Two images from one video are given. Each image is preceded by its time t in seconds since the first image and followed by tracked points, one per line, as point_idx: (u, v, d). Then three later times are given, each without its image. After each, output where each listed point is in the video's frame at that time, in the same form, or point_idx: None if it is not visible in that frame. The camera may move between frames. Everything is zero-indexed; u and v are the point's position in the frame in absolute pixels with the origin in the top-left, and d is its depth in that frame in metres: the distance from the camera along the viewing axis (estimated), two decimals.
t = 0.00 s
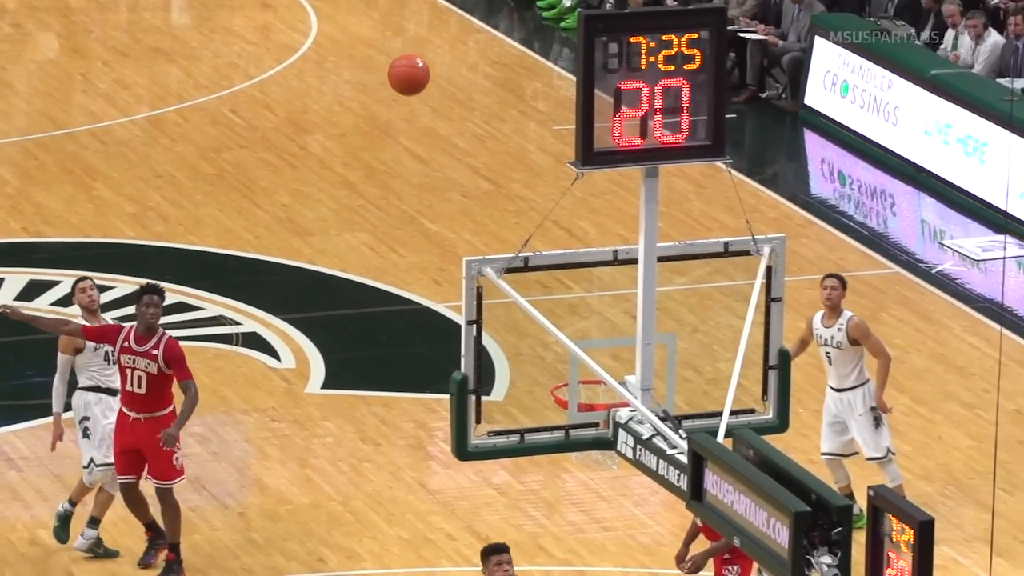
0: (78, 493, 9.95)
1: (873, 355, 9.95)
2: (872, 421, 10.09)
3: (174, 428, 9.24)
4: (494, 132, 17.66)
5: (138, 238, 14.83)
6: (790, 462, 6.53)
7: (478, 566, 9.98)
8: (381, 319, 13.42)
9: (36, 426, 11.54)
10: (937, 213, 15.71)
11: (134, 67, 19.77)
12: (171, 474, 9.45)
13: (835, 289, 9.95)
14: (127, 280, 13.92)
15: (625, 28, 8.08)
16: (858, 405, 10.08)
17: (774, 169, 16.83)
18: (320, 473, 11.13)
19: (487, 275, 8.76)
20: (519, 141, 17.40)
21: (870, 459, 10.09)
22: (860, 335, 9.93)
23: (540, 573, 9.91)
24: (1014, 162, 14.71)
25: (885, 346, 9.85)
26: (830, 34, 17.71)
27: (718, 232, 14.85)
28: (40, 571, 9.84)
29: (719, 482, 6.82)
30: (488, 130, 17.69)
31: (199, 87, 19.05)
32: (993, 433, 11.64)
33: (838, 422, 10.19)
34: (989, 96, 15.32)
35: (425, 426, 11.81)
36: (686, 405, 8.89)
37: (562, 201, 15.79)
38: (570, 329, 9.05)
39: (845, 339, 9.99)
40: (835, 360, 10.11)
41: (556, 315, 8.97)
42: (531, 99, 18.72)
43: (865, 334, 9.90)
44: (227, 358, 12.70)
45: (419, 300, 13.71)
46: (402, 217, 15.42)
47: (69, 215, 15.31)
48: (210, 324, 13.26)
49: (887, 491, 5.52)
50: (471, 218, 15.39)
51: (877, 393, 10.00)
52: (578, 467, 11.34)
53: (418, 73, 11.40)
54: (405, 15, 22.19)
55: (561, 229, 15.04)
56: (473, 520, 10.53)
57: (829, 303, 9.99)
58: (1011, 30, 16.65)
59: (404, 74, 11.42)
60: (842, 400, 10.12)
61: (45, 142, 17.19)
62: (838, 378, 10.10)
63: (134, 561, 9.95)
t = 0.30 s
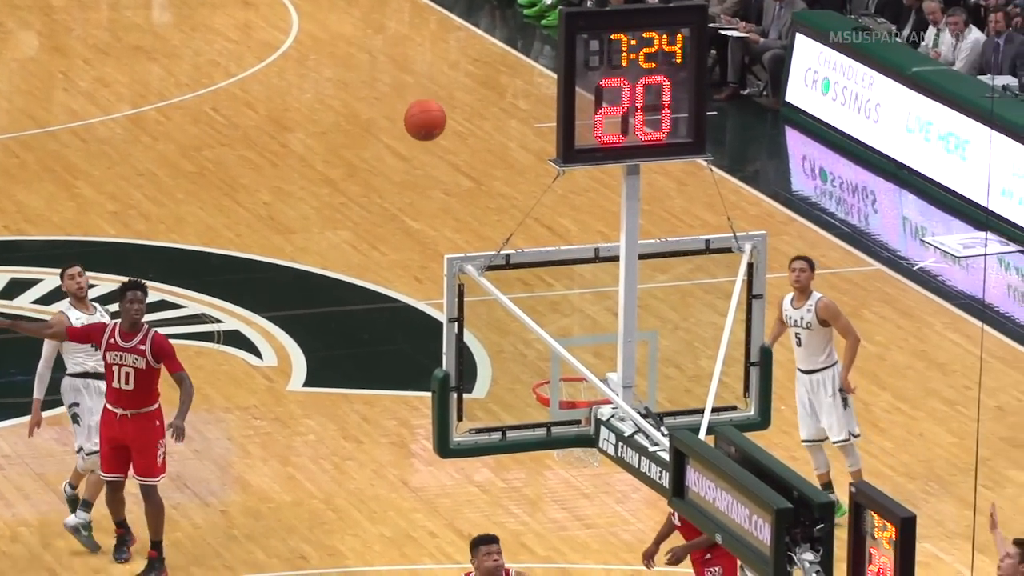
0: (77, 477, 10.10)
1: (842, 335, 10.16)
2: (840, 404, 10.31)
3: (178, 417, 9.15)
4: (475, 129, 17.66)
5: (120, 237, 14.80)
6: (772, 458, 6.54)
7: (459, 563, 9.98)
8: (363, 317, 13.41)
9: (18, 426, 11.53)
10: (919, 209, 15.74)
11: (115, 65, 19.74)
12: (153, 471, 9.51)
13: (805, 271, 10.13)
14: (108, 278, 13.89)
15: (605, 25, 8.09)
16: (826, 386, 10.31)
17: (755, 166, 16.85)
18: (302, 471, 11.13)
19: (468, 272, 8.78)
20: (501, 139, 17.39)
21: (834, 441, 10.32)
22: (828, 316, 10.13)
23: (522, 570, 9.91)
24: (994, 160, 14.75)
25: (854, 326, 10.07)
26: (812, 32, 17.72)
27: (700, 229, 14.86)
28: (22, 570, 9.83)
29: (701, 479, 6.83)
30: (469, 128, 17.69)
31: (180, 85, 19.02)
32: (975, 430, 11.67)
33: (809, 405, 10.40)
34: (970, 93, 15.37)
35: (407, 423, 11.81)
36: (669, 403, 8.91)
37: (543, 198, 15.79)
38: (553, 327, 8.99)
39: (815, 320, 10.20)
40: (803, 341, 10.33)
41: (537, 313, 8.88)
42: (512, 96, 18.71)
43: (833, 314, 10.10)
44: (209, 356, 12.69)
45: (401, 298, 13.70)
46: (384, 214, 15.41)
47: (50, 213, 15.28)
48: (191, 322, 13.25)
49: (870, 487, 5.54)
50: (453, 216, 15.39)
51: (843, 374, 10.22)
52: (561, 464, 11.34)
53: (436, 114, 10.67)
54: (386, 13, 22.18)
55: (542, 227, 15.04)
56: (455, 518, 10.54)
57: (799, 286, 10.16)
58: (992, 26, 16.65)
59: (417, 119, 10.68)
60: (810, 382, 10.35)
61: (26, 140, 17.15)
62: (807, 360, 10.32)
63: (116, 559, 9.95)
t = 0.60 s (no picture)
0: (68, 471, 10.27)
1: (812, 317, 10.37)
2: (812, 383, 10.60)
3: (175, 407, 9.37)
4: (460, 122, 17.65)
5: (105, 229, 14.78)
6: (758, 450, 6.55)
7: (445, 555, 9.98)
8: (349, 308, 13.40)
9: (4, 419, 11.52)
10: (904, 201, 15.76)
11: (100, 57, 19.70)
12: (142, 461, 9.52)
13: (776, 252, 10.32)
14: (93, 271, 13.87)
15: (592, 18, 8.09)
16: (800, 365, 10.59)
17: (741, 158, 16.85)
18: (288, 463, 11.12)
19: (454, 264, 8.73)
20: (486, 131, 17.38)
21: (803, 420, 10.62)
22: (801, 295, 10.37)
23: (509, 562, 9.92)
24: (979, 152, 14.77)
25: (822, 309, 10.27)
26: (798, 24, 17.73)
27: (686, 221, 14.87)
28: (7, 563, 9.83)
29: (688, 471, 6.83)
30: (455, 120, 17.68)
31: (166, 77, 18.99)
32: (960, 421, 11.70)
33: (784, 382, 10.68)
34: (956, 85, 15.36)
35: (393, 415, 11.80)
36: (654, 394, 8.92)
37: (529, 189, 15.79)
38: (539, 319, 9.00)
39: (788, 299, 10.43)
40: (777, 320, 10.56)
41: (523, 305, 8.93)
42: (497, 88, 18.71)
43: (805, 294, 10.35)
44: (194, 348, 12.68)
45: (387, 290, 13.69)
46: (369, 206, 15.40)
47: (36, 206, 15.25)
48: (177, 313, 13.24)
49: (855, 479, 5.55)
50: (439, 208, 15.39)
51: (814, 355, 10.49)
52: (546, 457, 11.34)
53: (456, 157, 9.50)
54: (371, 6, 22.16)
55: (528, 218, 15.04)
56: (442, 510, 10.54)
57: (771, 265, 10.36)
58: (977, 18, 16.61)
59: (437, 168, 9.50)
60: (783, 361, 10.62)
61: (11, 132, 17.12)
62: (782, 339, 10.57)
63: (101, 551, 9.96)
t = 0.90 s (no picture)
0: (59, 459, 10.28)
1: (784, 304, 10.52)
2: (786, 370, 10.72)
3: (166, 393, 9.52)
4: (449, 110, 17.65)
5: (93, 217, 14.77)
6: (747, 439, 6.56)
7: (433, 544, 9.99)
8: (338, 297, 13.39)
9: None
10: (893, 190, 15.78)
11: (89, 46, 19.67)
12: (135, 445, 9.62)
13: (751, 239, 10.33)
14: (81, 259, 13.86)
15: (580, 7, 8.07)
16: (775, 352, 10.69)
17: (729, 147, 16.87)
18: (277, 452, 11.12)
19: (442, 253, 8.77)
20: (475, 120, 17.37)
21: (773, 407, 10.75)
22: (775, 282, 10.47)
23: (497, 551, 9.93)
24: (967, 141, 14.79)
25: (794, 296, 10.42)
26: (786, 13, 17.74)
27: (674, 210, 14.89)
28: None
29: (676, 459, 6.84)
30: (444, 109, 17.67)
31: (154, 66, 18.96)
32: (948, 409, 11.72)
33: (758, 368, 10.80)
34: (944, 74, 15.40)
35: (382, 404, 11.81)
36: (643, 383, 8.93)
37: (517, 178, 15.80)
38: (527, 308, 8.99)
39: (762, 286, 10.52)
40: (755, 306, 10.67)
41: (513, 294, 8.91)
42: (485, 77, 18.70)
43: (778, 280, 10.45)
44: (183, 337, 12.67)
45: (375, 279, 13.69)
46: (358, 195, 15.39)
47: (24, 194, 15.23)
48: (165, 302, 13.23)
49: (843, 467, 5.56)
50: (427, 197, 15.38)
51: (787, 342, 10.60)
52: (535, 445, 11.35)
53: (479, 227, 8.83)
54: None
55: (517, 207, 15.04)
56: (430, 498, 10.55)
57: (747, 252, 10.39)
58: (965, 7, 16.80)
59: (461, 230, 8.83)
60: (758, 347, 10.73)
61: None
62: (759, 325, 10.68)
63: (88, 539, 9.96)
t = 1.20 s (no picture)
0: (49, 435, 10.29)
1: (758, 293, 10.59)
2: (764, 359, 10.83)
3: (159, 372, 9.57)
4: (440, 93, 17.63)
5: (84, 200, 14.75)
6: (737, 421, 6.56)
7: (425, 527, 10.00)
8: (329, 281, 13.38)
9: None
10: (884, 173, 15.79)
11: (80, 29, 19.64)
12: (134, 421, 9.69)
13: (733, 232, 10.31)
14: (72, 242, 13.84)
15: None
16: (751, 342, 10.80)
17: (721, 130, 16.86)
18: (268, 435, 11.13)
19: (434, 236, 8.78)
20: (466, 103, 17.36)
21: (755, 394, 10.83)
22: (751, 270, 10.51)
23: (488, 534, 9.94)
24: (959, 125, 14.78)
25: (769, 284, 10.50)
26: None
27: (665, 193, 14.89)
28: None
29: (667, 442, 6.85)
30: (435, 92, 17.66)
31: (145, 49, 18.92)
32: (940, 392, 11.74)
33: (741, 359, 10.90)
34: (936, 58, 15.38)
35: (373, 386, 11.82)
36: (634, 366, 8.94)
37: (508, 161, 15.79)
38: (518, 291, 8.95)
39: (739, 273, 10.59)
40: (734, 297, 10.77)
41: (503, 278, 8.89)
42: (477, 60, 18.67)
43: (754, 267, 10.49)
44: (174, 320, 12.67)
45: (366, 261, 13.68)
46: (349, 178, 15.38)
47: (15, 177, 15.21)
48: (156, 285, 13.20)
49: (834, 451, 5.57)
50: (418, 179, 15.38)
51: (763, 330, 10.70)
52: (526, 428, 11.36)
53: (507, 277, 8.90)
54: None
55: (508, 190, 15.03)
56: (421, 481, 10.55)
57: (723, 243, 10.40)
58: None
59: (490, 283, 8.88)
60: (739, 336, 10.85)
61: None
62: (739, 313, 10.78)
63: (79, 522, 9.97)
